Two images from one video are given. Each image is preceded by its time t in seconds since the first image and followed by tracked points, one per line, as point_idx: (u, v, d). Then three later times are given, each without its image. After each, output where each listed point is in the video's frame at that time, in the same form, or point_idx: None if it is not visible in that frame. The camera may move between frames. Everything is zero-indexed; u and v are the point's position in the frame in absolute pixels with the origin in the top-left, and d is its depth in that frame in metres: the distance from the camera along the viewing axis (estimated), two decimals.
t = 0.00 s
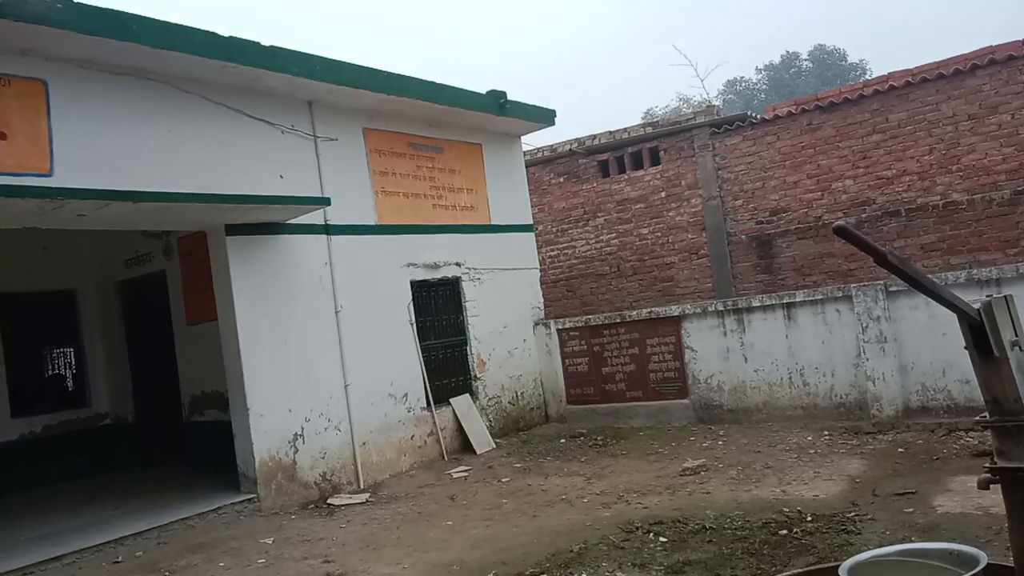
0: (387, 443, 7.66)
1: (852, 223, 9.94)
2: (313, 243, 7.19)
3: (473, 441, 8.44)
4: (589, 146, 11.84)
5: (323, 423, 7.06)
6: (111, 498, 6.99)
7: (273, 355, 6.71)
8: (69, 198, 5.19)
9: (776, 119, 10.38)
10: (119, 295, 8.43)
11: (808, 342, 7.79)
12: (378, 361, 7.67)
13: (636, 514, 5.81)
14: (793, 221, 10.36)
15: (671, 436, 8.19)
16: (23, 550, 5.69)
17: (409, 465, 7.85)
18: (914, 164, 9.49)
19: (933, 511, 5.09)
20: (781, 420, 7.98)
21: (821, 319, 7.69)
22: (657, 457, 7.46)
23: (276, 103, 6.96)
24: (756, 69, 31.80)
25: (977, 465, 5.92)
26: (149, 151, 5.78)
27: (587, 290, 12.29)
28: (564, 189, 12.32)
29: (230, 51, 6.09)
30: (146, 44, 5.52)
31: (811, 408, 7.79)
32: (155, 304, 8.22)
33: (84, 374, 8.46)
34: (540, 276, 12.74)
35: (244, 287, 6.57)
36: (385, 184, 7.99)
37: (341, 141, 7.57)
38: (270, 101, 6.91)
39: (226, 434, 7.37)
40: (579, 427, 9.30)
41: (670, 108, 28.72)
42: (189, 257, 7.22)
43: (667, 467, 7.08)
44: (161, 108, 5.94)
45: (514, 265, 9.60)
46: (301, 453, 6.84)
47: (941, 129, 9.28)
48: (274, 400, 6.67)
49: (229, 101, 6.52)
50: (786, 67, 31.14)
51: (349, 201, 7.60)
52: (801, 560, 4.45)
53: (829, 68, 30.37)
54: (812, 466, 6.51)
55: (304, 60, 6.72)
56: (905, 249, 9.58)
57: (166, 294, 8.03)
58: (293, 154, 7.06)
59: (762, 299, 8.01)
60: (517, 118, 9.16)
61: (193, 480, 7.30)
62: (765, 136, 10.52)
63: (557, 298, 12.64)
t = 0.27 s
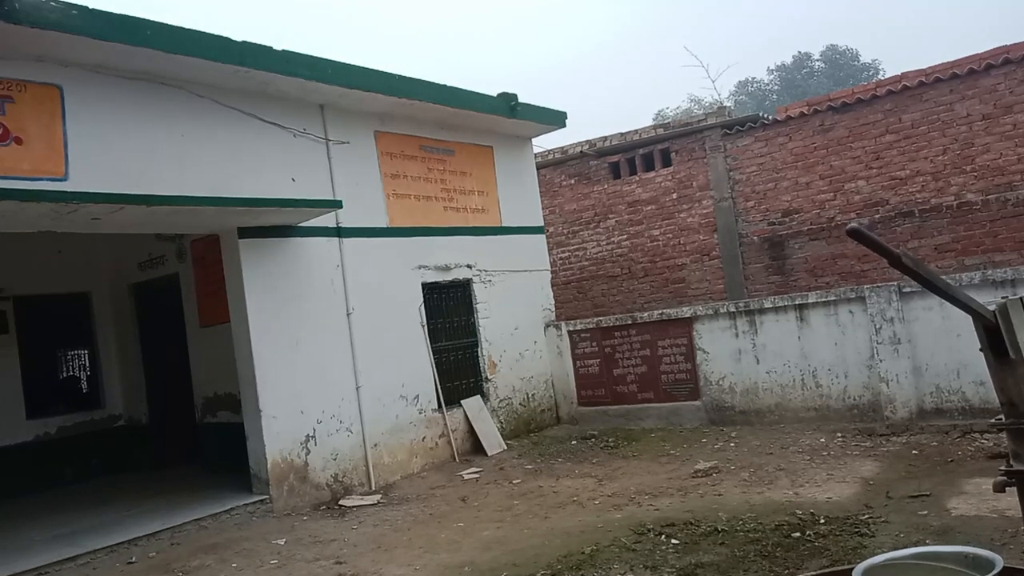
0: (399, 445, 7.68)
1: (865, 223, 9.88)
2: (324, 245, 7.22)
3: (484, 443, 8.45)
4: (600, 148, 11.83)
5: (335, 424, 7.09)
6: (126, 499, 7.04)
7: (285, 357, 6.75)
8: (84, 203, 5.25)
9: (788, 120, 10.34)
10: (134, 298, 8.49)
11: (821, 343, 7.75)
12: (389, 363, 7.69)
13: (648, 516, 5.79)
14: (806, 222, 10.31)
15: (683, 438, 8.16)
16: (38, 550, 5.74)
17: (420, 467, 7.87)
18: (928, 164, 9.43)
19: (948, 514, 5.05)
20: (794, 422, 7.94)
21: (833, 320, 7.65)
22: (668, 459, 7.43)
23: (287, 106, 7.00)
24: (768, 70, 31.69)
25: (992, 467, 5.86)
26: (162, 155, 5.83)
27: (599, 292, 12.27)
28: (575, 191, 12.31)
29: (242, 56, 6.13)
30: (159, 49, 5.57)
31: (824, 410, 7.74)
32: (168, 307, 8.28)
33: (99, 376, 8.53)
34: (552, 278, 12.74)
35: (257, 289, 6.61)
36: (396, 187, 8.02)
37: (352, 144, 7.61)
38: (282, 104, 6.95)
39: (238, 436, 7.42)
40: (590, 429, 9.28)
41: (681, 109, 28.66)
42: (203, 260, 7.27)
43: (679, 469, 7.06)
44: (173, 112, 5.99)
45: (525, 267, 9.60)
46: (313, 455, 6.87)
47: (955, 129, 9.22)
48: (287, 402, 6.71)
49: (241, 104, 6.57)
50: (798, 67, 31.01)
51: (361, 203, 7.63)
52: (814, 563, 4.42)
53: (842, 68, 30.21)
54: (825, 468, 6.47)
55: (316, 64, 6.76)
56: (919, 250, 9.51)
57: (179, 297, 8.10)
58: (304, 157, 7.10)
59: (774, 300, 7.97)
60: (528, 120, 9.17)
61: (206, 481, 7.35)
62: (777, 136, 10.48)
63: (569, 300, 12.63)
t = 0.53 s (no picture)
0: (423, 447, 7.71)
1: (893, 225, 9.76)
2: (349, 248, 7.26)
3: (509, 446, 8.46)
4: (623, 149, 11.78)
5: (361, 427, 7.12)
6: (155, 500, 7.13)
7: (311, 359, 6.79)
8: (114, 208, 5.32)
9: (813, 120, 10.24)
10: (162, 301, 8.59)
11: (849, 346, 7.66)
12: (414, 365, 7.72)
13: (674, 521, 5.76)
14: (832, 224, 10.21)
15: (708, 441, 8.11)
16: (71, 550, 5.83)
17: (445, 469, 7.89)
18: (957, 164, 9.29)
19: (981, 520, 4.97)
20: (822, 426, 7.86)
21: (861, 323, 7.56)
22: (694, 463, 7.39)
23: (312, 111, 7.05)
24: (792, 70, 31.40)
25: None
26: (189, 160, 5.89)
27: (622, 294, 12.23)
28: (598, 193, 12.28)
29: (268, 61, 6.18)
30: (186, 56, 5.63)
31: (853, 414, 7.66)
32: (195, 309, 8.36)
33: (128, 378, 8.64)
34: (575, 280, 12.72)
35: (283, 293, 6.66)
36: (420, 190, 8.04)
37: (376, 147, 7.64)
38: (307, 109, 7.00)
39: (265, 437, 7.48)
40: (614, 432, 9.25)
41: (704, 109, 28.49)
42: (230, 263, 7.35)
43: (705, 473, 7.01)
44: (201, 117, 6.06)
45: (548, 270, 9.59)
46: (339, 457, 6.91)
47: (984, 128, 9.07)
48: (313, 404, 6.75)
49: (267, 109, 6.62)
50: (823, 66, 30.73)
51: (385, 206, 7.66)
52: (844, 570, 4.38)
53: (867, 67, 29.89)
54: (854, 473, 6.40)
55: (341, 68, 6.79)
56: (948, 251, 9.42)
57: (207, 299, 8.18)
58: (330, 161, 7.14)
59: (801, 303, 7.89)
60: (551, 122, 9.16)
61: (233, 482, 7.42)
62: (802, 137, 10.38)
63: (592, 302, 12.60)
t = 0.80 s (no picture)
0: (443, 454, 7.71)
1: (918, 231, 9.64)
2: (370, 255, 7.29)
3: (528, 453, 8.45)
4: (643, 155, 11.75)
5: (381, 433, 7.14)
6: (177, 505, 7.19)
7: (332, 366, 6.82)
8: (139, 215, 5.37)
9: (835, 126, 10.15)
10: (185, 306, 8.67)
11: (872, 355, 7.58)
12: (433, 371, 7.73)
13: (695, 530, 5.72)
14: (855, 230, 10.11)
15: (730, 450, 8.05)
16: (95, 553, 5.89)
17: (464, 476, 7.89)
18: (983, 170, 9.17)
19: (1009, 533, 4.88)
20: (845, 435, 7.77)
21: (885, 331, 7.48)
22: (716, 472, 7.33)
23: (334, 118, 7.09)
24: (814, 74, 31.17)
25: None
26: (213, 168, 5.94)
27: (642, 301, 12.18)
28: (618, 200, 12.25)
29: (291, 69, 6.23)
30: (211, 65, 5.69)
31: (877, 424, 7.57)
32: (217, 314, 8.43)
33: (152, 383, 8.72)
34: (595, 287, 12.69)
35: (304, 299, 6.69)
36: (440, 197, 8.06)
37: (397, 155, 7.67)
38: (329, 116, 7.04)
39: (286, 443, 7.51)
40: (635, 440, 9.21)
41: (724, 114, 28.33)
42: (252, 270, 7.40)
43: (726, 482, 6.96)
44: (224, 125, 6.11)
45: (567, 276, 9.58)
46: (359, 463, 6.93)
47: (1010, 133, 8.95)
48: (333, 410, 6.78)
49: (290, 117, 6.67)
50: (845, 70, 30.48)
51: (406, 213, 7.69)
52: None
53: (890, 71, 29.61)
54: (878, 484, 6.31)
55: (362, 76, 6.83)
56: (974, 258, 9.30)
57: (229, 305, 8.24)
58: (351, 168, 7.18)
59: (823, 310, 7.82)
60: (571, 128, 9.15)
61: (255, 488, 7.47)
62: (824, 143, 10.30)
63: (612, 309, 12.56)
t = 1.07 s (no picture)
0: (474, 461, 7.73)
1: (957, 239, 9.46)
2: (403, 263, 7.35)
3: (560, 461, 8.43)
4: (675, 163, 11.70)
5: (413, 440, 7.18)
6: (213, 509, 7.30)
7: (365, 373, 6.89)
8: (178, 224, 5.49)
9: (872, 132, 10.02)
10: (221, 313, 8.82)
11: (911, 364, 7.44)
12: (465, 379, 7.76)
13: (730, 541, 5.65)
14: (892, 238, 9.94)
15: (764, 460, 7.95)
16: (134, 556, 6.01)
17: (496, 484, 7.89)
18: None
19: None
20: (883, 446, 7.63)
21: (924, 340, 7.34)
22: (750, 482, 7.24)
23: (368, 128, 7.18)
24: (849, 80, 30.77)
25: None
26: (249, 177, 6.05)
27: (674, 309, 12.10)
28: (649, 207, 12.20)
29: (326, 80, 6.32)
30: (248, 76, 5.80)
31: (916, 435, 7.42)
32: (253, 321, 8.56)
33: (188, 388, 8.88)
34: (626, 294, 12.63)
35: (338, 306, 6.77)
36: (472, 205, 8.11)
37: (430, 163, 7.74)
38: (363, 126, 7.13)
39: (320, 449, 7.59)
40: (667, 449, 9.14)
41: (757, 121, 28.07)
42: (286, 277, 7.51)
43: (761, 493, 6.87)
44: (261, 136, 6.22)
45: (599, 284, 9.55)
46: (391, 470, 6.98)
47: None
48: (366, 417, 6.83)
49: (324, 127, 6.76)
50: (880, 75, 30.05)
51: (438, 221, 7.74)
52: None
53: (928, 76, 29.13)
54: (918, 496, 6.18)
55: (396, 86, 6.91)
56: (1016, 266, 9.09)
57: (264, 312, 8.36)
58: (384, 177, 7.25)
59: (860, 319, 7.70)
60: (602, 136, 9.16)
61: (289, 493, 7.55)
62: (860, 149, 10.16)
63: (644, 317, 12.49)
